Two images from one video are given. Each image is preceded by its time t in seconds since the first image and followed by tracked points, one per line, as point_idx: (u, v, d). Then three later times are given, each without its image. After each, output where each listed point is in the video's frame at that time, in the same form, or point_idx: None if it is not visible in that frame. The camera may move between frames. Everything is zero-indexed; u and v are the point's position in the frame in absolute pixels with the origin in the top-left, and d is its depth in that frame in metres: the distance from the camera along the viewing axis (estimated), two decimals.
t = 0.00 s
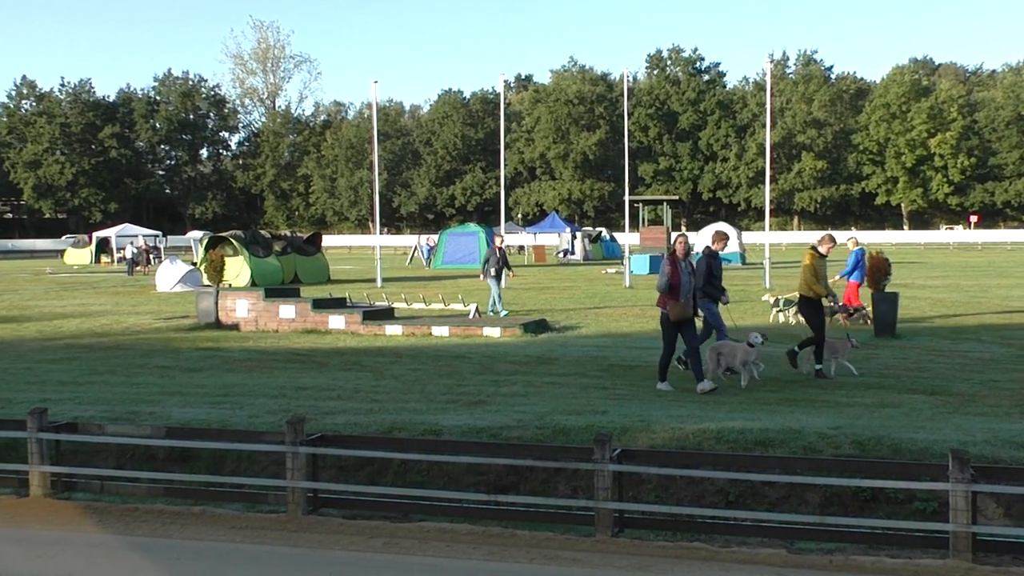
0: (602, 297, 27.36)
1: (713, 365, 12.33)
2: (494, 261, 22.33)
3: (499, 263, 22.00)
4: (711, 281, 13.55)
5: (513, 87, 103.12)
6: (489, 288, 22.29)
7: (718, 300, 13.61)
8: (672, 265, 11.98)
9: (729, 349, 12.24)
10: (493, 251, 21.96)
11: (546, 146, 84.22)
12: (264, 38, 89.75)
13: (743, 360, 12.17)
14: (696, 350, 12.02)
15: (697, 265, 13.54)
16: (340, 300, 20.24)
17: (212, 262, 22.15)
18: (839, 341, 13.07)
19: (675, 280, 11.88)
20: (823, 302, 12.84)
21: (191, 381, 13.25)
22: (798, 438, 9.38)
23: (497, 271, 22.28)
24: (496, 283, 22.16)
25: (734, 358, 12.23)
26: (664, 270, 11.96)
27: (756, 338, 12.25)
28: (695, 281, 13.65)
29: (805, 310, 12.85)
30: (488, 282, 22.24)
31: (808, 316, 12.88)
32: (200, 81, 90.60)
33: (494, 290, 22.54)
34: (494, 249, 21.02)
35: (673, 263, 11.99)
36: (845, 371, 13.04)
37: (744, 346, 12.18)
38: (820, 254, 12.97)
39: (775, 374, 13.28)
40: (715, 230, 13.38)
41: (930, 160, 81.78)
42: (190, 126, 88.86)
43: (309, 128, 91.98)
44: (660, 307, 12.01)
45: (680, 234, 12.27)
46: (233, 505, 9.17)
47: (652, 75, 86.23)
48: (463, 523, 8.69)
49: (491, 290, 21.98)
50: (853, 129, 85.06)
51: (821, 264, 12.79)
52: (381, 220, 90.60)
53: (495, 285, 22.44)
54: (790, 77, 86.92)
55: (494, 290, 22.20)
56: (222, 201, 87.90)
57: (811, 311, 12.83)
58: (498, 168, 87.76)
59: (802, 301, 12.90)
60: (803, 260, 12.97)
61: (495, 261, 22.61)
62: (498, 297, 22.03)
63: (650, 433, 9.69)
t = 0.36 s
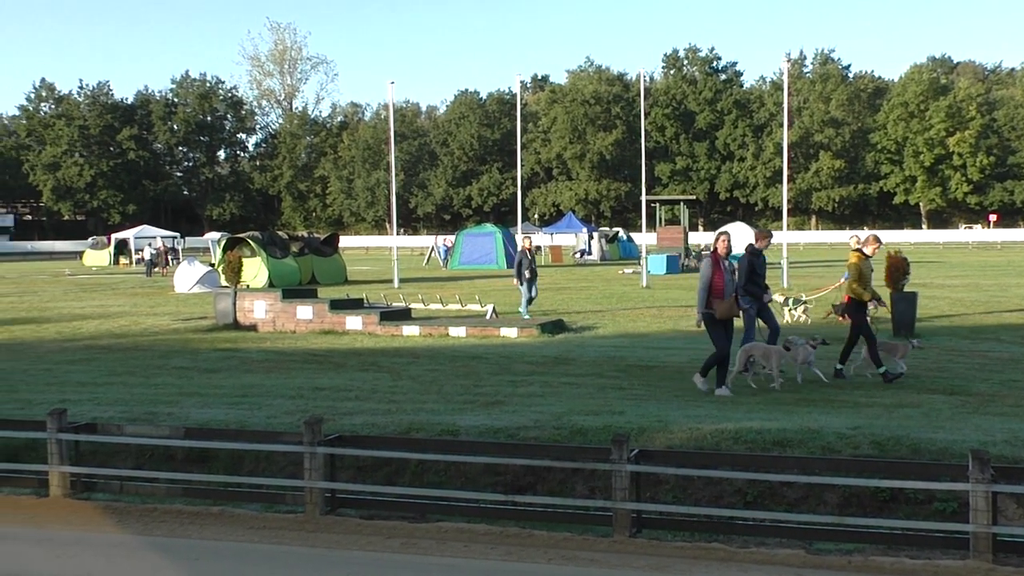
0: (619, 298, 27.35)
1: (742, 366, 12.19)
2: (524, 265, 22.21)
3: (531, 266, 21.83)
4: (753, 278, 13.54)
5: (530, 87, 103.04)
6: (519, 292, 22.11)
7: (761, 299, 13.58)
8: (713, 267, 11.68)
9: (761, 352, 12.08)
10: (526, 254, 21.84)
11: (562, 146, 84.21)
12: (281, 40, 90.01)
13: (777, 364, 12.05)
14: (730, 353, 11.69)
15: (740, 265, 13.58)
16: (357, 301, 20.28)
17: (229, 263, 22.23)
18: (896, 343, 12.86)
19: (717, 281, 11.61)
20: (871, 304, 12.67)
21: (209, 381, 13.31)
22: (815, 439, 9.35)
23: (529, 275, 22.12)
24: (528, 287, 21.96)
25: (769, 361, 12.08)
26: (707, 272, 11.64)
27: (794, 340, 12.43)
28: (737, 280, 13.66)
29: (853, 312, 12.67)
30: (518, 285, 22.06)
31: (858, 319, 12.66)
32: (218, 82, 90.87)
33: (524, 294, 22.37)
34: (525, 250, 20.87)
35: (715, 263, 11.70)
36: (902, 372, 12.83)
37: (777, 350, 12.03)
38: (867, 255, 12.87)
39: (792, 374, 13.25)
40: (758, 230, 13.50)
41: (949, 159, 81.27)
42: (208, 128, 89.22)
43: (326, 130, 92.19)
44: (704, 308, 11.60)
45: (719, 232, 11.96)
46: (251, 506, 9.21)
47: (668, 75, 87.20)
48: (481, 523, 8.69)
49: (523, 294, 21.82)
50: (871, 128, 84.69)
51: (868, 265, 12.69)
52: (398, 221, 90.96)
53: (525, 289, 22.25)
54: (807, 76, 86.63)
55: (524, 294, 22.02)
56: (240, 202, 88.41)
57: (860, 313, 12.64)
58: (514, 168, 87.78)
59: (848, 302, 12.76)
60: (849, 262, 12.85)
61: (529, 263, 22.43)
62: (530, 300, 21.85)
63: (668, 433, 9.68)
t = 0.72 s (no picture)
0: (636, 298, 27.35)
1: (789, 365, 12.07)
2: (556, 265, 21.82)
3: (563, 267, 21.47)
4: (807, 282, 13.48)
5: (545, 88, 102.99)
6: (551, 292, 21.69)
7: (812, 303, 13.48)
8: (755, 269, 11.46)
9: (808, 354, 11.93)
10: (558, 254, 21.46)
11: (578, 146, 84.10)
12: (297, 41, 90.13)
13: (823, 365, 11.88)
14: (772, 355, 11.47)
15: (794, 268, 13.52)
16: (374, 301, 20.32)
17: (246, 264, 22.29)
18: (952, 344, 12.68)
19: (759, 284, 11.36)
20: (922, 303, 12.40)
21: (226, 382, 13.36)
22: (833, 439, 9.32)
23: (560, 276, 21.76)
24: (560, 288, 21.56)
25: (814, 364, 11.92)
26: (747, 275, 11.42)
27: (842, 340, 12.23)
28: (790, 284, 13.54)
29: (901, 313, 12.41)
30: (551, 285, 21.64)
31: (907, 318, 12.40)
32: (234, 84, 91.05)
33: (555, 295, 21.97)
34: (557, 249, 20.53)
35: (756, 266, 11.48)
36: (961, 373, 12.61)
37: (824, 352, 11.86)
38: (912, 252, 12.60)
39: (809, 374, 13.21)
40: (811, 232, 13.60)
41: (967, 158, 80.63)
42: (224, 129, 89.47)
43: (342, 131, 92.35)
44: (743, 310, 11.33)
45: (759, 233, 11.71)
46: (268, 506, 9.24)
47: (684, 75, 87.05)
48: (498, 524, 8.69)
49: (554, 294, 21.41)
50: (888, 127, 84.35)
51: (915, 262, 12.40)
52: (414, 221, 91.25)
53: (557, 289, 21.84)
54: (824, 75, 86.39)
55: (556, 294, 21.60)
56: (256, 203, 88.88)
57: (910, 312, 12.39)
58: (530, 169, 87.79)
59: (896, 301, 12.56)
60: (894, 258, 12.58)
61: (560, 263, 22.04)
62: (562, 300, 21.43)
63: (685, 434, 9.67)
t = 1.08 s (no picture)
0: (653, 298, 27.35)
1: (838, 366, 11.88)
2: (585, 264, 21.69)
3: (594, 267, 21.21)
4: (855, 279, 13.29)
5: (561, 88, 103.11)
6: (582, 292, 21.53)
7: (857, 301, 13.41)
8: (801, 268, 10.79)
9: (856, 357, 11.74)
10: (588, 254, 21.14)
11: (594, 147, 84.09)
12: (314, 42, 90.33)
13: (870, 370, 11.62)
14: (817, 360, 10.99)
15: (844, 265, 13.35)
16: (390, 303, 20.37)
17: (263, 265, 22.36)
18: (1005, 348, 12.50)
19: (805, 288, 10.76)
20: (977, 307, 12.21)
21: (243, 382, 13.43)
22: (851, 440, 9.28)
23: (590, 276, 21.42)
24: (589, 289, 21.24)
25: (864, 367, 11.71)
26: (793, 276, 10.72)
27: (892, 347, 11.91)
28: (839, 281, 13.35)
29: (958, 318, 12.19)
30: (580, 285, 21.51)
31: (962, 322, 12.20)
32: (251, 86, 91.58)
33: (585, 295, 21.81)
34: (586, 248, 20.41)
35: (801, 266, 10.82)
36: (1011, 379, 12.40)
37: (876, 358, 11.62)
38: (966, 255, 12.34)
39: (826, 376, 13.16)
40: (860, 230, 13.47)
41: (986, 158, 79.48)
42: (241, 131, 89.85)
43: (359, 132, 92.50)
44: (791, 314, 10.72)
45: (804, 231, 11.01)
46: (285, 506, 9.26)
47: (701, 75, 87.02)
48: (515, 525, 8.67)
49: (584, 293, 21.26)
50: (906, 127, 83.94)
51: (971, 264, 12.22)
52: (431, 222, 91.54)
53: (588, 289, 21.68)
54: (842, 75, 86.23)
55: (586, 294, 21.46)
56: (273, 204, 89.42)
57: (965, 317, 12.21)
58: (547, 170, 87.78)
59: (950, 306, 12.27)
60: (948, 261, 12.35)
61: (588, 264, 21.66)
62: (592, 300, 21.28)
63: (702, 434, 9.66)
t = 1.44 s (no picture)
0: (669, 299, 27.33)
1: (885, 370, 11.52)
2: (616, 268, 21.53)
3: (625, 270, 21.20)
4: (906, 284, 14.13)
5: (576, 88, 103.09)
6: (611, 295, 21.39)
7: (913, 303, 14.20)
8: (852, 273, 10.63)
9: (903, 358, 11.39)
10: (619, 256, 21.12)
11: (609, 147, 83.97)
12: (329, 44, 90.56)
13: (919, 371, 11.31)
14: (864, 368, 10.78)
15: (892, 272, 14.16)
16: (406, 304, 20.39)
17: (278, 267, 22.43)
18: None
19: (855, 293, 10.62)
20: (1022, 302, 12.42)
21: (260, 383, 13.47)
22: (869, 441, 9.24)
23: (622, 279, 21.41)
24: (621, 291, 21.19)
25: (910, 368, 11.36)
26: (843, 280, 10.59)
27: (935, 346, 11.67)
28: (890, 287, 14.22)
29: (1005, 313, 12.40)
30: (610, 289, 21.35)
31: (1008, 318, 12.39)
32: (267, 88, 92.03)
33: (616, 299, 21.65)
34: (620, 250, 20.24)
35: (852, 271, 10.65)
36: None
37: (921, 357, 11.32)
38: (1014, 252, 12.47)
39: (844, 377, 13.12)
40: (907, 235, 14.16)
41: (1004, 158, 78.80)
42: (257, 133, 90.30)
43: (374, 133, 92.64)
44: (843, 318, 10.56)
45: (857, 234, 10.84)
46: (301, 507, 9.30)
47: (716, 75, 86.83)
48: (531, 525, 8.66)
49: (615, 297, 21.10)
50: (923, 126, 83.50)
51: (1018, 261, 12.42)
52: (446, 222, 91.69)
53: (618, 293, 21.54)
54: (857, 75, 85.95)
55: (616, 298, 21.28)
56: (289, 206, 89.78)
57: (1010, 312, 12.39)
58: (562, 170, 87.67)
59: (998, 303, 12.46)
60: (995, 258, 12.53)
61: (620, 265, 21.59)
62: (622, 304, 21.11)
63: (718, 435, 9.64)
